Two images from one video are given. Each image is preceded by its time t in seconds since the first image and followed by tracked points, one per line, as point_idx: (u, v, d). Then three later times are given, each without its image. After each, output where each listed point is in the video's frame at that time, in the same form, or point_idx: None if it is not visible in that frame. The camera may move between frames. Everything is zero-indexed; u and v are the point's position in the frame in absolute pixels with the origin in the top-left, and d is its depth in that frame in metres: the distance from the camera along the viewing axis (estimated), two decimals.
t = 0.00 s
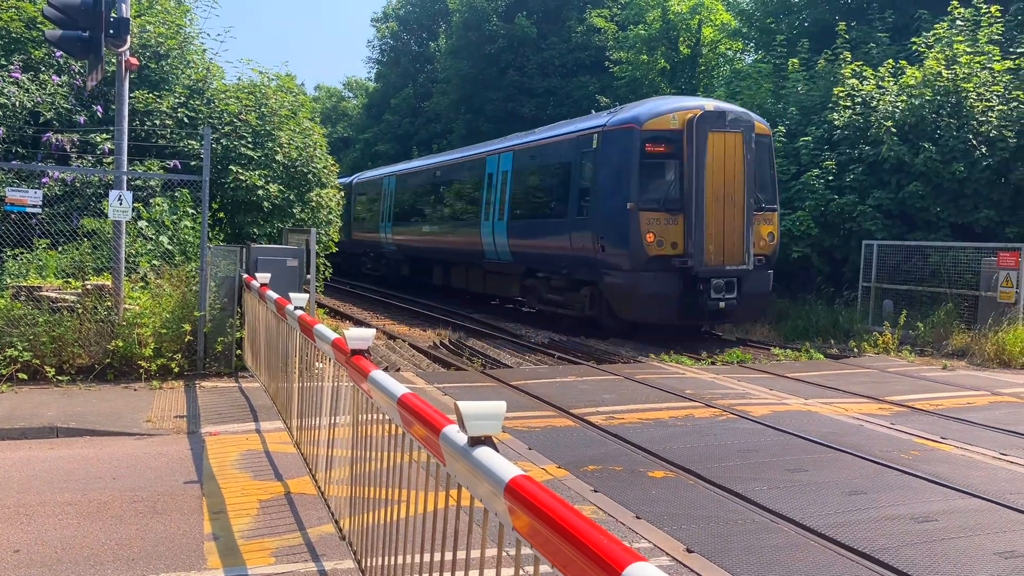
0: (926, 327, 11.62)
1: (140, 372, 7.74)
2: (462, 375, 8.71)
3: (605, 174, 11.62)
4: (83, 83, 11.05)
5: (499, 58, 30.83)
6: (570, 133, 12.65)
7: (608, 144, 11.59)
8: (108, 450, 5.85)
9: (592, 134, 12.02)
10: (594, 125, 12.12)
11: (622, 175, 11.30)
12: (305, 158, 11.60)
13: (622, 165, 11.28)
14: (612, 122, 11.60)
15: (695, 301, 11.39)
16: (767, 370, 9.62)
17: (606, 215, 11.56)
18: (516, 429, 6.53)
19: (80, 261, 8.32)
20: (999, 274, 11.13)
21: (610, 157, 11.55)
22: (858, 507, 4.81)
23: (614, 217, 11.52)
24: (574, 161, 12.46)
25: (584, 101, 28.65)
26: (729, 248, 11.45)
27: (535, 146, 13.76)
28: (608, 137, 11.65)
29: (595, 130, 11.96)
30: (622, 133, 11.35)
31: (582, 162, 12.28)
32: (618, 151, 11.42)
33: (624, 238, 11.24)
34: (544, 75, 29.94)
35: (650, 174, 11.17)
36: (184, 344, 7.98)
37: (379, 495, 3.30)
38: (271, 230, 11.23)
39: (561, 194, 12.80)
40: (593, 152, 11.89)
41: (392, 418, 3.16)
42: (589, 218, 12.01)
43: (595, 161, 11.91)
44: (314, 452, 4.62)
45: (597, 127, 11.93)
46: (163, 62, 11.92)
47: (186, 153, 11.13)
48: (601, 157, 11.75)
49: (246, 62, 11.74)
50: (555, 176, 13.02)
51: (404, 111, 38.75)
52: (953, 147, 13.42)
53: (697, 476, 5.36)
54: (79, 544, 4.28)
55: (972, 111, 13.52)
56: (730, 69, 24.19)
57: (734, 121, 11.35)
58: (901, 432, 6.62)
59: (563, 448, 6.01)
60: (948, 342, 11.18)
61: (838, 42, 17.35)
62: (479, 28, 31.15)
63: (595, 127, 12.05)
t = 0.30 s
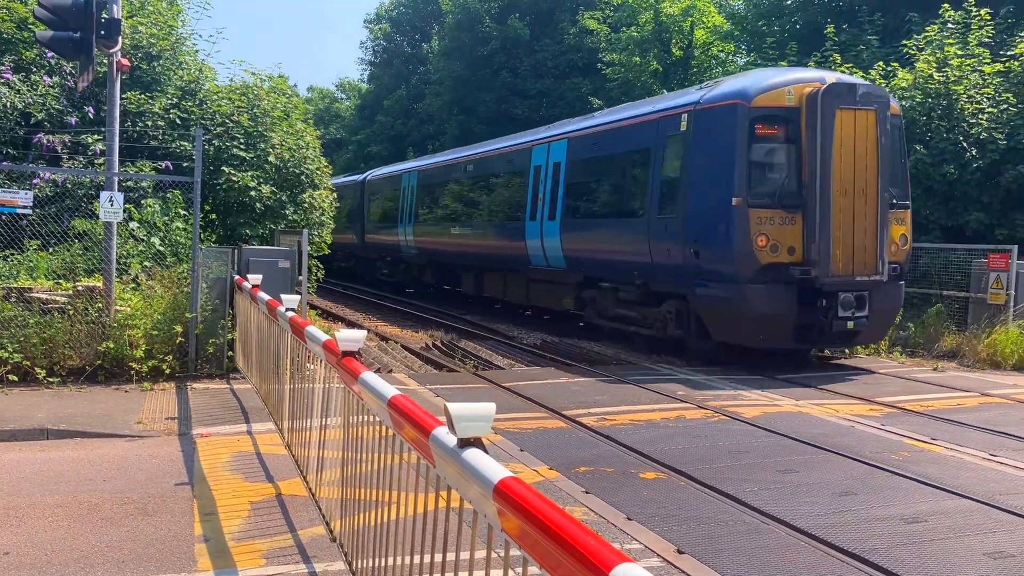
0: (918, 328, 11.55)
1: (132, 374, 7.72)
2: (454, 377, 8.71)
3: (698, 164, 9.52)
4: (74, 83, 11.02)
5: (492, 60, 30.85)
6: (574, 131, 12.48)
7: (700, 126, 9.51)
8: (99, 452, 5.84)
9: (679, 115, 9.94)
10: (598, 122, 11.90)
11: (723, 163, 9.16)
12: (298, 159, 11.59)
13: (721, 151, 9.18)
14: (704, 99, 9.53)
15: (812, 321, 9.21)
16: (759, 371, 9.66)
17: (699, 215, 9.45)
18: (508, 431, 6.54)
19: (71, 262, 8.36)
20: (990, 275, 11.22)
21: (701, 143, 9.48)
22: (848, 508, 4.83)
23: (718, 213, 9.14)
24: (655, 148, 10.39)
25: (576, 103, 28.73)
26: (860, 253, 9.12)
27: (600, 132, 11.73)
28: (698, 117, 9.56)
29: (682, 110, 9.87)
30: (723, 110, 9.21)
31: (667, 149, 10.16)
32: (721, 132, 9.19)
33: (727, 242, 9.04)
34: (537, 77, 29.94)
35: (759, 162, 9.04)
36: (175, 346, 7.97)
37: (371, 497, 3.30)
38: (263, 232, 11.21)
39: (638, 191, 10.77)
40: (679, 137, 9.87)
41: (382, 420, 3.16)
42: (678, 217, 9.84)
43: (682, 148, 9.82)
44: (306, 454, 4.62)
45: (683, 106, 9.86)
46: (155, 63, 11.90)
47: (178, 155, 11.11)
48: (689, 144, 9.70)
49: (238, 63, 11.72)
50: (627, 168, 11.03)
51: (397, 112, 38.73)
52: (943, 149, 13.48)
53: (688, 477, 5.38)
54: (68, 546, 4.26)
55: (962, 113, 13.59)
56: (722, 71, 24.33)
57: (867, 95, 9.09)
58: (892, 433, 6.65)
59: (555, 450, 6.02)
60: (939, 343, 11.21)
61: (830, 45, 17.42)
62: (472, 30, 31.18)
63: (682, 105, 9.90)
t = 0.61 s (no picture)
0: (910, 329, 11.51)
1: (123, 376, 7.69)
2: (447, 379, 8.70)
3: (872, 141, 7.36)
4: (66, 84, 10.99)
5: (486, 61, 30.87)
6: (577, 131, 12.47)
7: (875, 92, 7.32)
8: (90, 454, 5.82)
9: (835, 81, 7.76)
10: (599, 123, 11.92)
11: (914, 137, 6.98)
12: (292, 161, 11.60)
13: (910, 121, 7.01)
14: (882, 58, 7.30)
15: None
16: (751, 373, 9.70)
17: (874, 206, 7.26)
18: (500, 433, 6.53)
19: (63, 264, 8.32)
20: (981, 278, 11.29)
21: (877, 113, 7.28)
22: (840, 509, 4.84)
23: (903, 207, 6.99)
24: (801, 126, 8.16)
25: (570, 104, 28.75)
26: None
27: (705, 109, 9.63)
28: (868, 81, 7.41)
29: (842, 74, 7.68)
30: (916, 68, 7.01)
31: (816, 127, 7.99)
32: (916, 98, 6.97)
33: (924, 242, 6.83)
34: (530, 79, 29.95)
35: (966, 137, 6.89)
36: (167, 347, 7.95)
37: (362, 499, 3.30)
38: (256, 233, 11.20)
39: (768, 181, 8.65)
40: (839, 108, 7.70)
41: (374, 423, 3.16)
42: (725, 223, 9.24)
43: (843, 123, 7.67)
44: (297, 455, 4.61)
45: (846, 68, 7.65)
46: (148, 65, 11.87)
47: (171, 156, 11.07)
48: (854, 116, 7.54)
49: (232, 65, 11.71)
50: (751, 154, 8.90)
51: (390, 114, 38.70)
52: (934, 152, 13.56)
53: (680, 479, 5.38)
54: (58, 549, 4.25)
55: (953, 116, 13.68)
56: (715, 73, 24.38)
57: None
58: (883, 435, 6.66)
59: (548, 452, 6.02)
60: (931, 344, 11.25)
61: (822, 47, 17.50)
62: (466, 32, 31.19)
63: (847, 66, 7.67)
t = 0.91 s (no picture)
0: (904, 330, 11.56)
1: (118, 377, 7.68)
2: (442, 380, 8.69)
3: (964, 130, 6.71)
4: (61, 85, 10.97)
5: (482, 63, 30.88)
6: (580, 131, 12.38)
7: (951, 75, 6.75)
8: (84, 456, 5.81)
9: (899, 66, 7.22)
10: (603, 123, 11.83)
11: (1002, 121, 6.35)
12: (288, 162, 11.61)
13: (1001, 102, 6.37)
14: (953, 37, 6.75)
15: None
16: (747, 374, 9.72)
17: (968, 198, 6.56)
18: (496, 434, 6.53)
19: (57, 264, 8.32)
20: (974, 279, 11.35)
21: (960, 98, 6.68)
22: (834, 511, 4.85)
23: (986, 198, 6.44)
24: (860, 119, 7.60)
25: (566, 106, 28.75)
26: None
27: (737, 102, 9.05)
28: (942, 62, 6.83)
29: (908, 59, 7.13)
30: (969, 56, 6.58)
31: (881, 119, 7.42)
32: (999, 76, 6.34)
33: None
34: (526, 80, 29.98)
35: None
36: (162, 349, 7.94)
37: (357, 501, 3.30)
38: (251, 235, 11.19)
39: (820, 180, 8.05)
40: (886, 100, 7.34)
41: (368, 424, 3.15)
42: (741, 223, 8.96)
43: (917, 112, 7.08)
44: (292, 457, 4.61)
45: (913, 52, 7.11)
46: (143, 66, 11.85)
47: (166, 157, 11.05)
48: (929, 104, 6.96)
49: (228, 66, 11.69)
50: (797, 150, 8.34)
51: (386, 115, 38.69)
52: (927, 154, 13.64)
53: (675, 481, 5.39)
54: (52, 550, 4.24)
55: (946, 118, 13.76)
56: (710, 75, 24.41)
57: None
58: (878, 436, 6.68)
59: (543, 454, 6.02)
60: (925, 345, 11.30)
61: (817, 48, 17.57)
62: (462, 33, 31.20)
63: (914, 50, 7.12)
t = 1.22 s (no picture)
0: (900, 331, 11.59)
1: (114, 378, 7.67)
2: (440, 380, 8.68)
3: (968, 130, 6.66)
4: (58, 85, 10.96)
5: (479, 64, 30.87)
6: (580, 131, 12.35)
7: (953, 76, 6.70)
8: (81, 457, 5.80)
9: (896, 67, 7.22)
10: (601, 123, 11.81)
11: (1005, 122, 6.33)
12: (285, 162, 11.61)
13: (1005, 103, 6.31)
14: (954, 38, 6.71)
15: None
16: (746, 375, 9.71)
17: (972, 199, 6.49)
18: (494, 435, 6.54)
19: (54, 264, 8.31)
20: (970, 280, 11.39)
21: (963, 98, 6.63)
22: (833, 511, 4.86)
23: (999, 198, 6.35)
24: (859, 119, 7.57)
25: (564, 107, 28.77)
26: None
27: (737, 103, 9.02)
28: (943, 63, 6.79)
29: (909, 59, 7.09)
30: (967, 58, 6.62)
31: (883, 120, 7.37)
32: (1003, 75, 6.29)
33: None
34: (524, 81, 29.99)
35: None
36: (159, 349, 7.93)
37: (354, 502, 3.29)
38: (248, 235, 11.17)
39: (822, 181, 8.03)
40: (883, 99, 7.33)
41: (366, 425, 3.14)
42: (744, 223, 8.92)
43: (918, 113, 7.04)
44: (289, 457, 4.60)
45: (914, 52, 7.06)
46: (140, 66, 11.85)
47: (163, 157, 11.03)
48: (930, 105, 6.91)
49: (225, 66, 11.68)
50: (798, 151, 8.31)
51: (384, 115, 38.69)
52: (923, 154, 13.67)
53: (673, 481, 5.39)
54: (49, 551, 4.23)
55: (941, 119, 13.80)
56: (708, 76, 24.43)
57: None
58: (875, 436, 6.69)
59: (541, 454, 6.02)
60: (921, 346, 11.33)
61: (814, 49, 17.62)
62: (459, 33, 31.21)
63: (915, 50, 7.08)
